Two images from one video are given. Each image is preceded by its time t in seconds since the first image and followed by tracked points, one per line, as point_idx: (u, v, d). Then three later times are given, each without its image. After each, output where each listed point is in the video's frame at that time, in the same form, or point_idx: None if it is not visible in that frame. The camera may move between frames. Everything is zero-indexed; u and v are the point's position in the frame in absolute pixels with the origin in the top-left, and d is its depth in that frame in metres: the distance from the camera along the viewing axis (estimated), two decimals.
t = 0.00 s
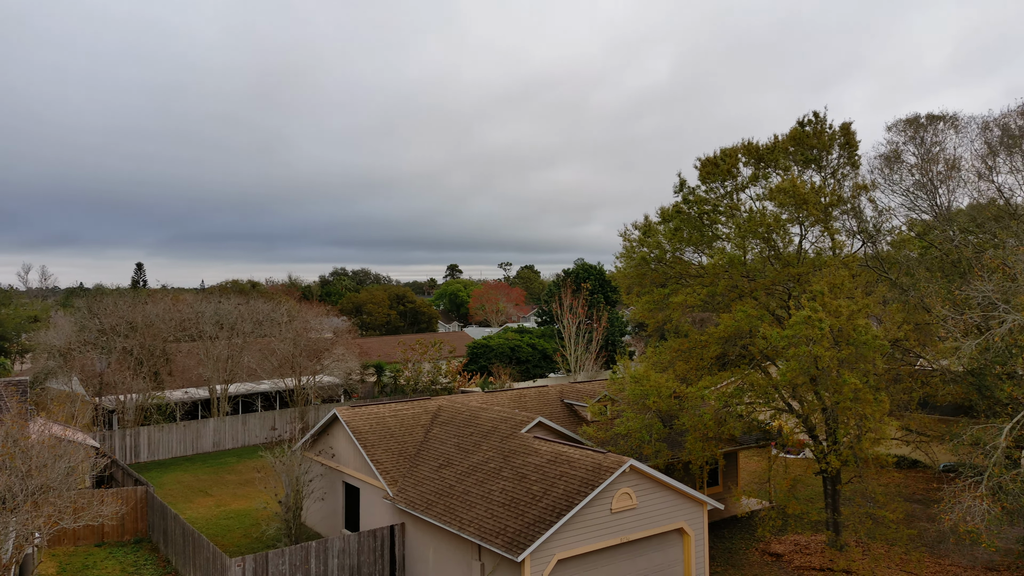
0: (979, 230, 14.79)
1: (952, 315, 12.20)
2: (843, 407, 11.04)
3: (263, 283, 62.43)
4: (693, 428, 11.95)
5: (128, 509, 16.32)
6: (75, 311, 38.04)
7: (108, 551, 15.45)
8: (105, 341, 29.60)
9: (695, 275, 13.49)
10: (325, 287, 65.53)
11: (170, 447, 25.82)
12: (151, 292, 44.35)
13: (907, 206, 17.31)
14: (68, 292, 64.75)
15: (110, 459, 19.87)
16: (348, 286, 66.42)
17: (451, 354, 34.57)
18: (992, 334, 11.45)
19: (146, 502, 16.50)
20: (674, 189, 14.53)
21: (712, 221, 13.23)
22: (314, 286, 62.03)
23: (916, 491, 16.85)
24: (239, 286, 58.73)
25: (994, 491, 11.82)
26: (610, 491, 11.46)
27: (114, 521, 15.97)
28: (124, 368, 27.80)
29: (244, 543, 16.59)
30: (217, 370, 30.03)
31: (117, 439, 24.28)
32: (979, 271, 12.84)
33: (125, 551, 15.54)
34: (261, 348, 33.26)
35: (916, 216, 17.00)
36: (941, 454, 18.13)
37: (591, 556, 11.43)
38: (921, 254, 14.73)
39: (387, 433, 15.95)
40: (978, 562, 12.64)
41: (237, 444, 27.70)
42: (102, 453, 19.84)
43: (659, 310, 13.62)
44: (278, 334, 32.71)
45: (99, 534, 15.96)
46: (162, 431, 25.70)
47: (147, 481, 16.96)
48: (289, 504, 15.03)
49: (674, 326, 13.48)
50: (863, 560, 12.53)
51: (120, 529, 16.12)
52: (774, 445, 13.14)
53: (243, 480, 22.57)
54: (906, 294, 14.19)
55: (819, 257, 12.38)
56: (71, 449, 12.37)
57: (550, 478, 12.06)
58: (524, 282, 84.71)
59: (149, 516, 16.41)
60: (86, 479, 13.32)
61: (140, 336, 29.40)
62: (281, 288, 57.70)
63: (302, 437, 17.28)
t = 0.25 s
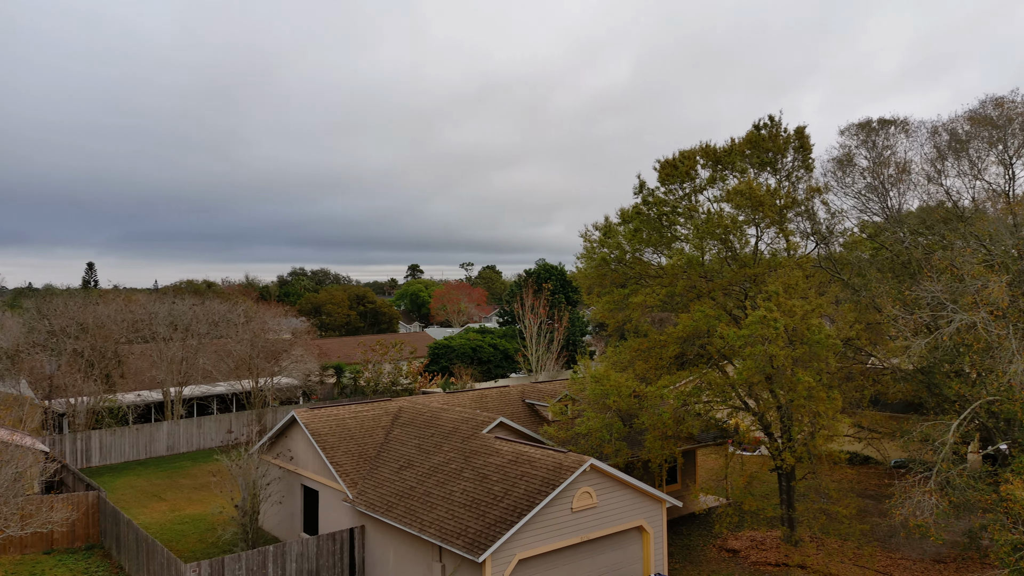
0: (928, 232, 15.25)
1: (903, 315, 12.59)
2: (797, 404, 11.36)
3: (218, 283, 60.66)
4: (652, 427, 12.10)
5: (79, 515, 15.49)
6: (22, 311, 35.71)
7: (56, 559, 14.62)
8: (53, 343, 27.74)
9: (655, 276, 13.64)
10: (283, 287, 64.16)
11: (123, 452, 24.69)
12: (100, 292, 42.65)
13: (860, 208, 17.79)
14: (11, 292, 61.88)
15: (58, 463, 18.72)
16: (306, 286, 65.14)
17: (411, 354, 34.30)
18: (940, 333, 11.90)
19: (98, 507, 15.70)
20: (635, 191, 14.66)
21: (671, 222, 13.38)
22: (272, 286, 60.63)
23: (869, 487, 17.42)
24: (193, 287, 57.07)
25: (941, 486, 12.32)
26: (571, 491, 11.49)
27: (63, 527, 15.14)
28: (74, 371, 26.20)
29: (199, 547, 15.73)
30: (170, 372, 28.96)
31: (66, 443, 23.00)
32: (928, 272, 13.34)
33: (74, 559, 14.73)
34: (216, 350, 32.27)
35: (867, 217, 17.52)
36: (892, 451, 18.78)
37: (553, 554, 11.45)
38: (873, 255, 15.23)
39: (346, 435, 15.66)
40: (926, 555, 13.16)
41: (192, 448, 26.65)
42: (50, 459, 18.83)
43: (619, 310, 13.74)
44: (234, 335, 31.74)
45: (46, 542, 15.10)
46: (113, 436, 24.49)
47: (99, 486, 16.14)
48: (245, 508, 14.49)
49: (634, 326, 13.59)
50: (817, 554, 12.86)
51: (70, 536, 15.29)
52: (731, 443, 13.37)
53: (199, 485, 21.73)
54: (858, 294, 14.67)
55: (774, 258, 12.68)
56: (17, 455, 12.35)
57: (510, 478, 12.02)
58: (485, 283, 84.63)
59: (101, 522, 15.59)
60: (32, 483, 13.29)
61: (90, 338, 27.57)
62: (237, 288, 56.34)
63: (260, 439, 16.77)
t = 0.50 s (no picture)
0: (885, 233, 15.67)
1: (859, 315, 12.92)
2: (758, 403, 11.54)
3: (177, 283, 59.20)
4: (616, 426, 12.19)
5: (32, 521, 14.90)
6: None
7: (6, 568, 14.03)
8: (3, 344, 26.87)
9: (619, 276, 13.75)
10: (244, 287, 63.01)
11: (78, 456, 23.86)
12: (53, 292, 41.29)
13: (818, 209, 18.02)
14: None
15: (10, 468, 18.01)
16: (269, 287, 64.00)
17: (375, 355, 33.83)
18: (896, 333, 12.22)
19: (52, 513, 15.12)
20: (599, 192, 14.74)
21: (635, 223, 13.49)
22: (233, 287, 59.47)
23: (828, 483, 17.81)
24: (151, 287, 55.71)
25: (897, 481, 12.62)
26: (536, 490, 11.50)
27: (14, 535, 14.55)
28: (26, 372, 25.41)
29: (157, 553, 15.25)
30: (128, 373, 28.21)
31: (19, 447, 22.21)
32: (884, 272, 13.70)
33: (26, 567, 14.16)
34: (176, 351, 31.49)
35: (825, 219, 17.78)
36: (849, 448, 19.24)
37: (518, 554, 11.44)
38: (832, 256, 15.45)
39: (309, 437, 15.42)
40: (883, 550, 13.51)
41: (151, 451, 25.98)
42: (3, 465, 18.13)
43: (584, 310, 13.81)
44: (194, 336, 31.00)
45: None
46: (68, 439, 23.75)
47: (54, 491, 15.55)
48: (205, 511, 14.15)
49: (598, 326, 13.67)
50: (776, 550, 13.09)
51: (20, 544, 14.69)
52: (693, 442, 13.53)
53: (157, 489, 21.15)
54: (816, 294, 14.94)
55: (736, 258, 12.89)
56: None
57: (475, 478, 11.98)
58: (451, 283, 84.44)
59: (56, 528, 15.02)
60: None
61: (44, 339, 26.78)
62: (196, 288, 55.30)
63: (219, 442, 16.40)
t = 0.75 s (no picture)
0: (834, 234, 16.11)
1: (811, 314, 13.25)
2: (713, 401, 11.71)
3: (127, 283, 57.48)
4: (576, 425, 12.27)
5: None
6: None
7: None
8: None
9: (578, 276, 13.85)
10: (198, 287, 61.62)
11: (23, 461, 23.01)
12: None
13: (772, 211, 18.57)
14: None
15: None
16: (223, 287, 62.52)
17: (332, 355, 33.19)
18: (847, 332, 12.53)
19: None
20: (558, 193, 14.79)
21: (593, 224, 13.59)
22: (185, 287, 58.08)
23: (781, 480, 18.18)
24: (100, 287, 54.17)
25: (848, 477, 12.86)
26: (495, 490, 11.50)
27: None
28: None
29: (107, 559, 14.83)
30: (76, 376, 27.28)
31: None
32: (835, 273, 14.09)
33: None
34: (126, 353, 30.52)
35: (778, 222, 18.33)
36: (801, 445, 19.67)
37: (477, 555, 11.42)
38: (784, 257, 15.97)
39: (265, 440, 15.16)
40: (835, 544, 13.82)
41: (100, 455, 25.19)
42: None
43: (543, 310, 13.86)
44: (144, 337, 30.04)
45: None
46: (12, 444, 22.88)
47: None
48: (158, 516, 13.76)
49: (558, 326, 13.73)
50: (731, 546, 13.30)
51: None
52: (650, 440, 13.70)
53: (106, 494, 20.54)
54: (770, 294, 15.38)
55: (692, 259, 13.08)
56: None
57: (435, 479, 11.93)
58: (410, 283, 84.06)
59: None
60: None
61: None
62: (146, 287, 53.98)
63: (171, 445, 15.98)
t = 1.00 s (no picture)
0: (790, 236, 16.51)
1: (768, 314, 13.56)
2: (672, 400, 11.85)
3: (78, 283, 55.77)
4: (537, 424, 12.32)
5: None
6: None
7: None
8: None
9: (539, 276, 13.91)
10: (152, 287, 60.19)
11: None
12: None
13: (729, 213, 18.68)
14: None
15: None
16: (178, 287, 60.84)
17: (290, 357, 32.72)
18: (801, 331, 12.82)
19: None
20: (520, 193, 14.83)
21: (555, 224, 13.67)
22: (139, 288, 56.65)
23: (738, 476, 18.51)
24: (50, 287, 52.63)
25: (803, 473, 13.14)
26: (457, 491, 11.49)
27: None
28: None
29: (55, 567, 14.40)
30: (24, 379, 26.39)
31: None
32: (790, 273, 14.43)
33: None
34: (76, 355, 29.59)
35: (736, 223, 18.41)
36: (757, 442, 20.06)
37: (438, 556, 11.38)
38: (741, 257, 16.27)
39: (222, 443, 14.90)
40: (791, 539, 14.11)
41: (50, 460, 24.44)
42: None
43: (505, 310, 13.89)
44: (96, 339, 29.16)
45: None
46: None
47: None
48: (111, 522, 13.50)
49: (519, 326, 13.77)
50: (690, 542, 13.47)
51: None
52: (611, 438, 13.83)
53: (57, 500, 19.96)
54: (727, 294, 15.67)
55: (652, 260, 13.23)
56: None
57: (396, 480, 11.86)
58: (372, 283, 83.45)
59: None
60: None
61: None
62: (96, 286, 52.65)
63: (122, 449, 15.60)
